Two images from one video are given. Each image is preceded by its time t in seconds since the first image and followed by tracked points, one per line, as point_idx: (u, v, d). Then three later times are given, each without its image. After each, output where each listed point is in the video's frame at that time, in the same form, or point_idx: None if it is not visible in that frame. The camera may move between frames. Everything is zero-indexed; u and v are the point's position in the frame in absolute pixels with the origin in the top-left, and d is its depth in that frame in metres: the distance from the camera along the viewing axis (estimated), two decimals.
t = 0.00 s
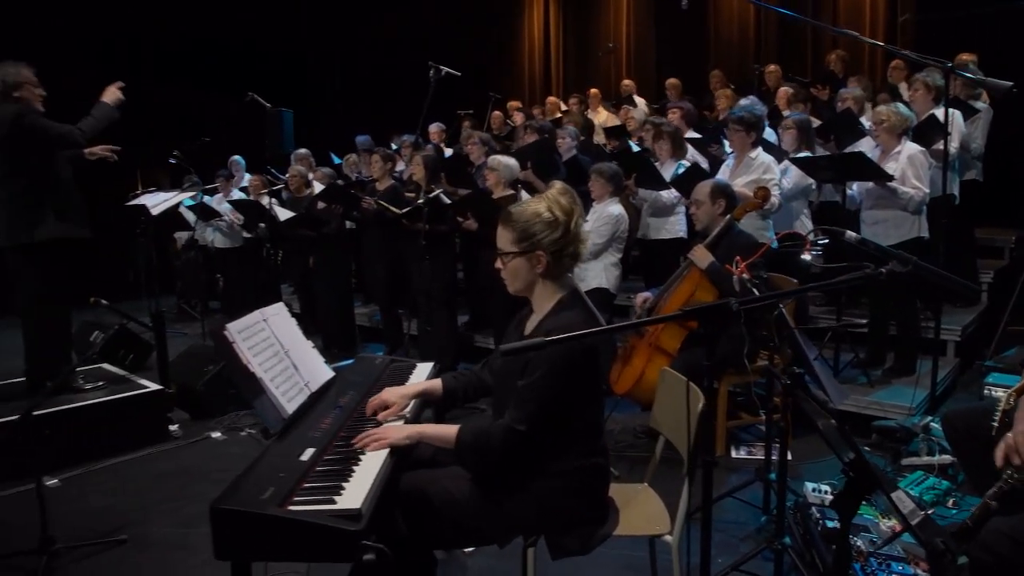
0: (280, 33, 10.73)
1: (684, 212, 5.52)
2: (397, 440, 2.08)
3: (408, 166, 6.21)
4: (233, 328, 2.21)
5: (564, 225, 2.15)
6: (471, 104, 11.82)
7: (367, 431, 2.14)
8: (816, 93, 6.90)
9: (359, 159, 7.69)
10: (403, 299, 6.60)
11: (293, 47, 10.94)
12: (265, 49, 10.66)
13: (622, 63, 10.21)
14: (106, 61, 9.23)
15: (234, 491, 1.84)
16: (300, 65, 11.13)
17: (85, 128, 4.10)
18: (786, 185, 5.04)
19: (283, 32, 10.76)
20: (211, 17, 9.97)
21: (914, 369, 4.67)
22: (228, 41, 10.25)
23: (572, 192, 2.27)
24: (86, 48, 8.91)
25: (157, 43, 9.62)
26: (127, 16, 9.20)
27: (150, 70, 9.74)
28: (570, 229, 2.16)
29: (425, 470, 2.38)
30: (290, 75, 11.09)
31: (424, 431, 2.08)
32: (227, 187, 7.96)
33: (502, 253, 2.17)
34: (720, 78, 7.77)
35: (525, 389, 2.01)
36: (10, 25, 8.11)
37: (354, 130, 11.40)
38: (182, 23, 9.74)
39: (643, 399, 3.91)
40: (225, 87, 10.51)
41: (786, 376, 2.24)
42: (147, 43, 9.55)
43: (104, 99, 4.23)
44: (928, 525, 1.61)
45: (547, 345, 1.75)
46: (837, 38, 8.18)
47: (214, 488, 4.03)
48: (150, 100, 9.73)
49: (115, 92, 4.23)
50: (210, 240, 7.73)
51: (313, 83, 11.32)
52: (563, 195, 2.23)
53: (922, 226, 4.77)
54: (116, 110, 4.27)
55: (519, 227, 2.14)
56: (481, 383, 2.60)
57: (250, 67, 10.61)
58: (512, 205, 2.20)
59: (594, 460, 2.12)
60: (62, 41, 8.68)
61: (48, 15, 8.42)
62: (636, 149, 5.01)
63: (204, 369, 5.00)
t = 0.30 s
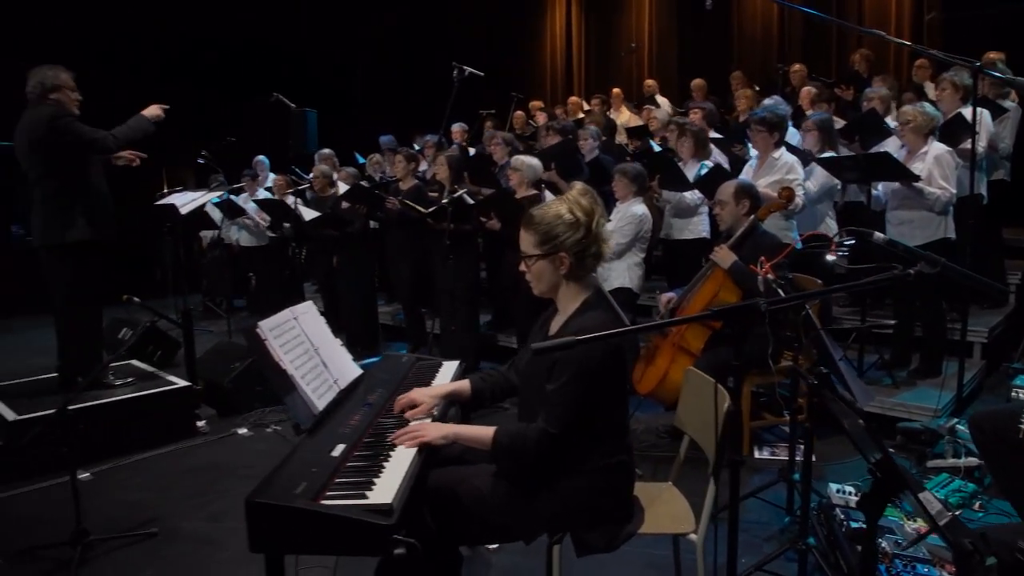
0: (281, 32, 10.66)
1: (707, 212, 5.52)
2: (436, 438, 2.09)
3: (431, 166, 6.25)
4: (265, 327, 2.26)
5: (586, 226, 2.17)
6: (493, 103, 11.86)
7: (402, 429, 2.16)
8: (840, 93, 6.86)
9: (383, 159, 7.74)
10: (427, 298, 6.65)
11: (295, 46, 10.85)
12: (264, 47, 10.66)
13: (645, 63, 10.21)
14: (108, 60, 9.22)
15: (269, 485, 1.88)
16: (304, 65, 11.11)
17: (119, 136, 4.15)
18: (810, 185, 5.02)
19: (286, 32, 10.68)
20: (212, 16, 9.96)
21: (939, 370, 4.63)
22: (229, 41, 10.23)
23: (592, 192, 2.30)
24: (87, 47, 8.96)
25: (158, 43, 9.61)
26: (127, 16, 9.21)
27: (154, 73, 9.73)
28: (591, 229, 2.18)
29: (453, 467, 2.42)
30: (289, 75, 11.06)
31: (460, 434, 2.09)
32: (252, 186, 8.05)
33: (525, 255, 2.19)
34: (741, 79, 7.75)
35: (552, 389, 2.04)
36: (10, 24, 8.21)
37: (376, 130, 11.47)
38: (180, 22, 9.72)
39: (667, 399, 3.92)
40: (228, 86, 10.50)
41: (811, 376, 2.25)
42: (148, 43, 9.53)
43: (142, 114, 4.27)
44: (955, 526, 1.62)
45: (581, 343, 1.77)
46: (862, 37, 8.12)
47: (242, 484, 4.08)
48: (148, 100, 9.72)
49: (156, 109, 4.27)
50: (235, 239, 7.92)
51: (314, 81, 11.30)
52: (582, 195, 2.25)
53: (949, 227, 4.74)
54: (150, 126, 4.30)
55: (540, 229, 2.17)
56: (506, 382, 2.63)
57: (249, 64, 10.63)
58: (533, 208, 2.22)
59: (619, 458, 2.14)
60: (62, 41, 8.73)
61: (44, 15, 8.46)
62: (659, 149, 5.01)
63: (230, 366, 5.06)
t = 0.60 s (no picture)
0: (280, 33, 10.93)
1: (730, 212, 5.51)
2: (462, 435, 2.14)
3: (452, 166, 6.29)
4: (296, 325, 2.30)
5: (611, 230, 2.19)
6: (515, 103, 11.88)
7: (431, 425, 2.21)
8: (865, 93, 6.80)
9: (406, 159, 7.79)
10: (449, 298, 6.70)
11: (295, 46, 11.15)
12: (264, 47, 10.92)
13: (666, 64, 10.19)
14: (108, 60, 9.49)
15: (301, 480, 1.91)
16: (305, 64, 11.34)
17: (147, 131, 4.24)
18: (834, 186, 5.00)
19: (284, 31, 10.95)
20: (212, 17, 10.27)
21: (965, 372, 4.59)
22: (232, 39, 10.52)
23: (621, 198, 2.31)
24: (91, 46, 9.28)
25: (157, 43, 9.86)
26: (127, 16, 9.52)
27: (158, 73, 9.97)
28: (616, 234, 2.20)
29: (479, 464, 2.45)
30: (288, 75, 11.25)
31: (487, 429, 2.13)
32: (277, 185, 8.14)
33: (549, 255, 2.22)
34: (765, 78, 7.71)
35: (579, 389, 2.06)
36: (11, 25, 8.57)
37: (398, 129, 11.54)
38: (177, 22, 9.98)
39: (689, 399, 3.94)
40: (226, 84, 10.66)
41: (839, 377, 2.25)
42: (148, 43, 9.81)
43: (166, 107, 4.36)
44: (982, 528, 1.63)
45: (612, 342, 1.80)
46: (887, 36, 8.05)
47: (267, 480, 4.13)
48: (153, 100, 9.92)
49: (178, 100, 4.38)
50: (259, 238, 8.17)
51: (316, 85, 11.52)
52: (611, 200, 2.26)
53: (976, 228, 4.69)
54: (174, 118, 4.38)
55: (566, 231, 2.19)
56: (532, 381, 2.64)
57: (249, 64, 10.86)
58: (559, 210, 2.24)
59: (645, 457, 2.16)
60: (62, 40, 9.02)
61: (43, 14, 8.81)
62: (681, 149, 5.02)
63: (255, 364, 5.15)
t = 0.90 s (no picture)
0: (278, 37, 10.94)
1: (751, 212, 5.50)
2: (490, 432, 2.16)
3: (473, 165, 6.32)
4: (324, 323, 2.33)
5: (636, 231, 2.21)
6: (535, 103, 11.91)
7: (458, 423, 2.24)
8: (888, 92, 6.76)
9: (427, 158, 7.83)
10: (471, 297, 6.74)
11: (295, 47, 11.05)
12: (263, 49, 10.86)
13: (688, 63, 10.16)
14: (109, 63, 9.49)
15: (332, 476, 1.95)
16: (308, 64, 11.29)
17: (175, 141, 4.32)
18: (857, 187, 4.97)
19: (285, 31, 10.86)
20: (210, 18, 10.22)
21: (989, 374, 4.56)
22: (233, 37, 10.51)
23: (648, 199, 2.32)
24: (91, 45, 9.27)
25: (162, 43, 9.91)
26: (127, 16, 9.53)
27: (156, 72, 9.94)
28: (642, 236, 2.22)
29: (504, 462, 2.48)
30: (287, 76, 11.27)
31: (513, 426, 2.17)
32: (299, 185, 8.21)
33: (575, 254, 2.25)
34: (787, 76, 7.68)
35: (606, 387, 2.08)
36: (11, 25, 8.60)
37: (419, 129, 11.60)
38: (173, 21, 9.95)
39: (710, 398, 3.95)
40: (224, 84, 10.68)
41: (865, 379, 2.25)
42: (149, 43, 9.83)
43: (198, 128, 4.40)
44: (1009, 530, 1.64)
45: (639, 343, 1.82)
46: (911, 35, 7.98)
47: (293, 476, 4.19)
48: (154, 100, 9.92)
49: (212, 122, 4.40)
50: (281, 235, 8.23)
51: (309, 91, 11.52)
52: (639, 202, 2.28)
53: (1002, 228, 4.66)
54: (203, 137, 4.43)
55: (592, 232, 2.22)
56: (557, 380, 2.66)
57: (249, 65, 10.85)
58: (586, 211, 2.27)
59: (669, 456, 2.18)
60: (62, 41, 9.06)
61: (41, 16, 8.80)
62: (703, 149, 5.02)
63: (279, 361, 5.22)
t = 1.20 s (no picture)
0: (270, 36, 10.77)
1: (772, 213, 5.49)
2: (518, 433, 2.20)
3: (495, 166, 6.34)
4: (352, 323, 2.38)
5: (659, 232, 2.23)
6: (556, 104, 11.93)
7: (485, 423, 2.27)
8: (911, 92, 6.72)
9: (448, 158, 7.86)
10: (492, 297, 6.77)
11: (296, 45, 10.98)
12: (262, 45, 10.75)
13: (710, 63, 10.15)
14: (108, 65, 9.50)
15: (359, 474, 1.99)
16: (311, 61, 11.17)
17: (202, 143, 4.39)
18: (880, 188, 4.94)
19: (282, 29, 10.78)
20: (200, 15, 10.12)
21: (1014, 378, 4.52)
22: (226, 31, 10.38)
23: (671, 200, 2.34)
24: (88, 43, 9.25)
25: (164, 41, 9.92)
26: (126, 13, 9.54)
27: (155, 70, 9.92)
28: (665, 237, 2.24)
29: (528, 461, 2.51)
30: (281, 74, 11.01)
31: (540, 425, 2.21)
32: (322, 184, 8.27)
33: (600, 256, 2.28)
34: (811, 75, 7.63)
35: (629, 385, 2.11)
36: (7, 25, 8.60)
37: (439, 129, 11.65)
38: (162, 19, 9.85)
39: (731, 400, 3.97)
40: (223, 83, 10.58)
41: (888, 383, 2.25)
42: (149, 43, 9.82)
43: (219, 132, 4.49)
44: None
45: (660, 345, 1.84)
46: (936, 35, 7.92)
47: (317, 473, 4.25)
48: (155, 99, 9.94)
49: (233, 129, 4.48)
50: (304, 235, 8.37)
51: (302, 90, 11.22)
52: (662, 203, 2.30)
53: None
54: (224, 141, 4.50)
55: (616, 234, 2.24)
56: (581, 381, 2.69)
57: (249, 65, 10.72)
58: (609, 213, 2.29)
59: (689, 456, 2.19)
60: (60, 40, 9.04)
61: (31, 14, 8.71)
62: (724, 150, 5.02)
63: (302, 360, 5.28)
